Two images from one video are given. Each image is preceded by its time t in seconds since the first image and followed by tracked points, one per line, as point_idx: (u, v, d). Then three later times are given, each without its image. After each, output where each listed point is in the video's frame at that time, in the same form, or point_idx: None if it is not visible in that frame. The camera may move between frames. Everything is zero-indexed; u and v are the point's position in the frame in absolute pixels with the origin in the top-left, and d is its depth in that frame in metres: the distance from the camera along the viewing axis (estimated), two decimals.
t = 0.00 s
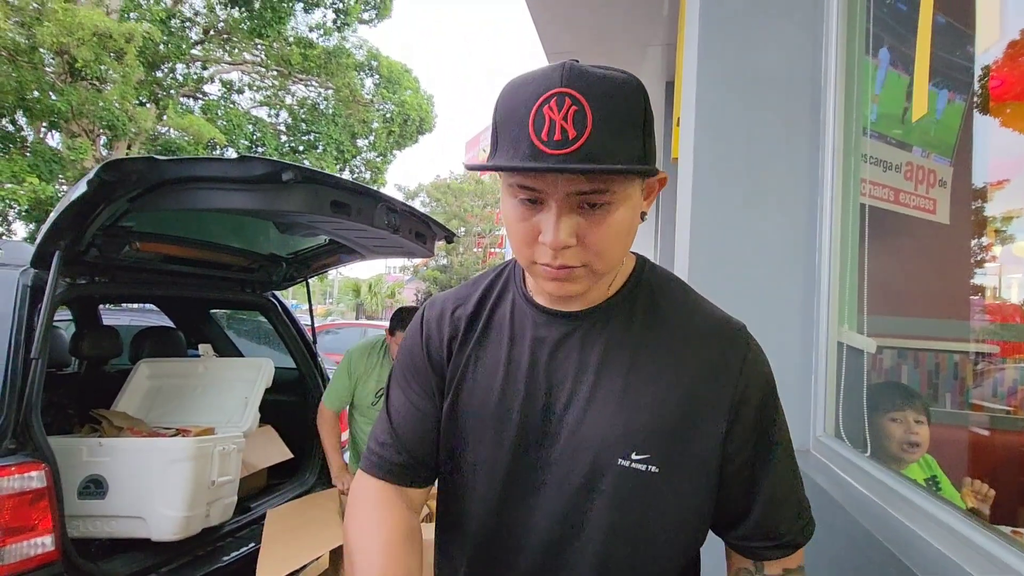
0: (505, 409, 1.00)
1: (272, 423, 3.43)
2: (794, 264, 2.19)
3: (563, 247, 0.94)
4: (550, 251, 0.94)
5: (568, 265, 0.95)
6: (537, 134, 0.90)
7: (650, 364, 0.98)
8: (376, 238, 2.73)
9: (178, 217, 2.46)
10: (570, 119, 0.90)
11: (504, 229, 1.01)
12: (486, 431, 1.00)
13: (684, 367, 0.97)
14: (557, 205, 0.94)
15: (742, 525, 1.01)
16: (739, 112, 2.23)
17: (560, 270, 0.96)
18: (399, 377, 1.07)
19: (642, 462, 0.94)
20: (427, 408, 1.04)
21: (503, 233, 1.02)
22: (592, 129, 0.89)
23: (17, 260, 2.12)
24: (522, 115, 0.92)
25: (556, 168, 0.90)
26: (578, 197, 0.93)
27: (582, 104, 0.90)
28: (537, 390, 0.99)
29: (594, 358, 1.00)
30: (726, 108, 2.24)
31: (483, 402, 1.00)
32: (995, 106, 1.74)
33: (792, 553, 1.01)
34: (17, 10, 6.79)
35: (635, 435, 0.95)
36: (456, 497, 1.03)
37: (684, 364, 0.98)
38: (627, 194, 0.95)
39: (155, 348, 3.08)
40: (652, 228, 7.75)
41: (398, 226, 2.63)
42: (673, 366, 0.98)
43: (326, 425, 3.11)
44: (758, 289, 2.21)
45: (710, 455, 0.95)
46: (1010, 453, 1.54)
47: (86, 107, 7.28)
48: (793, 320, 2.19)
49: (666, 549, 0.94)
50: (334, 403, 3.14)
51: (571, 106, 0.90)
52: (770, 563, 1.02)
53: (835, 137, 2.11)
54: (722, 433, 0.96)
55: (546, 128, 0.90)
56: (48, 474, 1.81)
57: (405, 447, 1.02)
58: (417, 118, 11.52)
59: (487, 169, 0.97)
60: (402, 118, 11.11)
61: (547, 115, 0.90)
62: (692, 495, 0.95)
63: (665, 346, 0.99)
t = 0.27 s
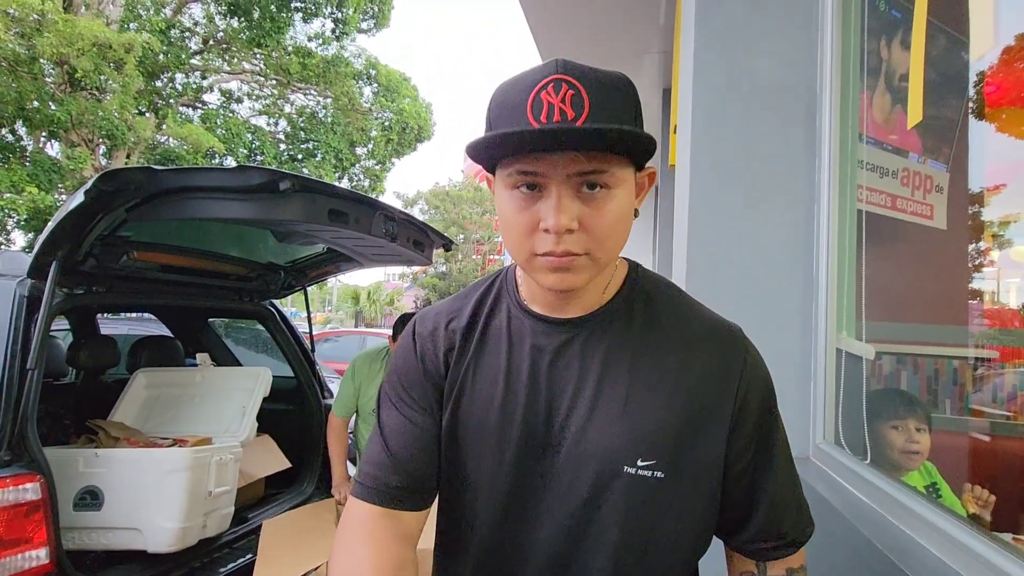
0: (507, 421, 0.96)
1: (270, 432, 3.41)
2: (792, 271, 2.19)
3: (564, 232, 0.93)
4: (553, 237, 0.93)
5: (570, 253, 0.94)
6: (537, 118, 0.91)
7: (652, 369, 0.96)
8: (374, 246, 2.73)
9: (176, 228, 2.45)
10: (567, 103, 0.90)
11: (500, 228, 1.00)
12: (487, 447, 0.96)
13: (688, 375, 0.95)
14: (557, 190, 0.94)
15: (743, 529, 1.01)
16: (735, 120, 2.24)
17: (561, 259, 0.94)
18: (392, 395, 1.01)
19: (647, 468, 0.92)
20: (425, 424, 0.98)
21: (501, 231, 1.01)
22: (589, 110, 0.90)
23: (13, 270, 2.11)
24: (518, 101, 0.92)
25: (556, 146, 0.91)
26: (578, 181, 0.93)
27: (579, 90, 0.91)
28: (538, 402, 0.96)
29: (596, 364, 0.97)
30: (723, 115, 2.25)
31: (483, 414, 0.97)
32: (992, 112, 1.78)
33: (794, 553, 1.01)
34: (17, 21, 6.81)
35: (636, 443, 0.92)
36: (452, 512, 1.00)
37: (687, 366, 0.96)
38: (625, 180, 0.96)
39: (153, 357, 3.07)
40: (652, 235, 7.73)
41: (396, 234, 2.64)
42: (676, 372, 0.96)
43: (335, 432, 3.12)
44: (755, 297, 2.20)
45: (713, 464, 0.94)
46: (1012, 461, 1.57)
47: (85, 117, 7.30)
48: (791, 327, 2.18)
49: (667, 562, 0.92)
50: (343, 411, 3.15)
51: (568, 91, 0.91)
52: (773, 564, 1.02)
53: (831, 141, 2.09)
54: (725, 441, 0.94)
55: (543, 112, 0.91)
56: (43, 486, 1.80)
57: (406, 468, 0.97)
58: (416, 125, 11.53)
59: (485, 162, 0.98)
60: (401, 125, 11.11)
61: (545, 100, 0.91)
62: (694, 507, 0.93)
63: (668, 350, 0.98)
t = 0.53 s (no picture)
0: (501, 429, 0.93)
1: (267, 439, 3.40)
2: (789, 274, 2.19)
3: (554, 213, 0.94)
4: (543, 219, 0.94)
5: (560, 235, 0.94)
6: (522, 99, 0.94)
7: (645, 364, 0.94)
8: (373, 253, 2.73)
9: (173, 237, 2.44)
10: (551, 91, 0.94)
11: (488, 222, 1.01)
12: (482, 452, 0.93)
13: (682, 370, 0.94)
14: (545, 173, 0.96)
15: (739, 525, 1.00)
16: (730, 125, 2.24)
17: (552, 243, 0.94)
18: (378, 404, 0.97)
19: (641, 466, 0.89)
20: (417, 430, 0.94)
21: (489, 224, 1.01)
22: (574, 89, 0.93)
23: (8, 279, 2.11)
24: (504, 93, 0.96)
25: (543, 126, 0.94)
26: (564, 164, 0.96)
27: (561, 80, 0.95)
28: (530, 404, 0.94)
29: (588, 364, 0.95)
30: (720, 120, 2.25)
31: (477, 417, 0.94)
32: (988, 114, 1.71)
33: (788, 548, 1.00)
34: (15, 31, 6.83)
35: (633, 442, 0.90)
36: (443, 522, 0.96)
37: (679, 358, 0.95)
38: (609, 169, 0.99)
39: (149, 366, 3.06)
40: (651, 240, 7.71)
41: (393, 241, 2.63)
42: (668, 366, 0.94)
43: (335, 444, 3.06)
44: (752, 301, 2.20)
45: (710, 466, 0.93)
46: (1007, 463, 1.51)
47: (83, 125, 7.30)
48: (789, 330, 2.18)
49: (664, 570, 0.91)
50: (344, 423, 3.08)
51: (551, 81, 0.94)
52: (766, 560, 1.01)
53: (829, 147, 2.09)
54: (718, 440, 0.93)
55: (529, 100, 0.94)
56: (37, 497, 1.79)
57: (399, 479, 0.92)
58: (414, 132, 11.54)
59: (472, 153, 1.01)
60: (399, 132, 11.12)
61: (530, 89, 0.94)
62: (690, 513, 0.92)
63: (658, 343, 0.96)
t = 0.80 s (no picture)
0: (492, 441, 0.92)
1: (265, 447, 3.39)
2: (785, 279, 2.19)
3: (530, 222, 0.94)
4: (518, 227, 0.94)
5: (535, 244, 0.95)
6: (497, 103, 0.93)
7: (632, 363, 0.95)
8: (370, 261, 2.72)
9: (168, 247, 2.43)
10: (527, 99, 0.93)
11: (466, 230, 1.01)
12: (471, 462, 0.92)
13: (671, 371, 0.94)
14: (521, 181, 0.96)
15: (730, 527, 1.00)
16: (724, 131, 2.25)
17: (528, 252, 0.95)
18: (361, 412, 0.95)
19: (631, 472, 0.89)
20: (405, 438, 0.92)
21: (467, 232, 1.02)
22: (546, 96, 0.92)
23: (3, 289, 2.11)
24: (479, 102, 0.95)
25: (516, 133, 0.94)
26: (540, 171, 0.96)
27: (536, 87, 0.94)
28: (518, 412, 0.93)
29: (576, 370, 0.95)
30: (716, 126, 2.26)
31: (467, 424, 0.93)
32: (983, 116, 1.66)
33: (779, 549, 1.00)
34: (13, 40, 6.85)
35: (625, 449, 0.89)
36: (435, 534, 0.96)
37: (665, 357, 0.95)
38: (587, 177, 0.99)
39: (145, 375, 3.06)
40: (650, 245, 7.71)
41: (389, 248, 2.63)
42: (656, 366, 0.94)
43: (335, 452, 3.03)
44: (748, 307, 2.20)
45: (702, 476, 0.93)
46: (1006, 468, 1.48)
47: (81, 133, 7.30)
48: (785, 335, 2.18)
49: None
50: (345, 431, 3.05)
51: (526, 89, 0.94)
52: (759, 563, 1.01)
53: (823, 152, 2.10)
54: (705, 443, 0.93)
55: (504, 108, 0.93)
56: (31, 510, 1.78)
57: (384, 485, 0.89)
58: (413, 138, 11.55)
59: (449, 160, 1.01)
60: (397, 138, 11.12)
61: (505, 97, 0.93)
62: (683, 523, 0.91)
63: (644, 344, 0.96)
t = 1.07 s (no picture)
0: (496, 451, 0.91)
1: (265, 453, 3.38)
2: (783, 282, 2.19)
3: (525, 235, 0.94)
4: (513, 240, 0.94)
5: (531, 256, 0.94)
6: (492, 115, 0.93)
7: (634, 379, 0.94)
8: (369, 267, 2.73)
9: (167, 254, 2.43)
10: (525, 105, 0.93)
11: (463, 239, 1.02)
12: (473, 473, 0.91)
13: (677, 382, 0.94)
14: (517, 193, 0.96)
15: (732, 534, 1.00)
16: (720, 136, 2.26)
17: (523, 264, 0.95)
18: (359, 423, 0.94)
19: (637, 488, 0.89)
20: (403, 450, 0.91)
21: (466, 243, 1.02)
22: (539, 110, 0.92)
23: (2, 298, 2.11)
24: (478, 109, 0.95)
25: (511, 144, 0.94)
26: (537, 182, 0.96)
27: (535, 94, 0.94)
28: (519, 422, 0.92)
29: (577, 380, 0.94)
30: (714, 130, 2.26)
31: (469, 437, 0.92)
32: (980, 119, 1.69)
33: (780, 560, 1.00)
34: (13, 49, 6.87)
35: (623, 459, 0.90)
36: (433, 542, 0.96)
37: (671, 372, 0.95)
38: (586, 186, 0.98)
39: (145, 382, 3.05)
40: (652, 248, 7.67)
41: (389, 253, 2.63)
42: (659, 373, 0.94)
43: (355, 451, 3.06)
44: (746, 310, 2.21)
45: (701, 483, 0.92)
46: (1008, 470, 1.55)
47: (80, 141, 7.32)
48: (784, 339, 2.18)
49: None
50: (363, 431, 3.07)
51: (525, 95, 0.94)
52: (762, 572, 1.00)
53: (820, 155, 2.11)
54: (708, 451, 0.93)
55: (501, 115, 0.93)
56: (30, 518, 1.78)
57: (383, 500, 0.88)
58: (412, 143, 11.56)
59: (447, 169, 1.02)
60: (397, 144, 11.12)
61: (503, 104, 0.93)
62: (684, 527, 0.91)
63: (649, 355, 0.97)
